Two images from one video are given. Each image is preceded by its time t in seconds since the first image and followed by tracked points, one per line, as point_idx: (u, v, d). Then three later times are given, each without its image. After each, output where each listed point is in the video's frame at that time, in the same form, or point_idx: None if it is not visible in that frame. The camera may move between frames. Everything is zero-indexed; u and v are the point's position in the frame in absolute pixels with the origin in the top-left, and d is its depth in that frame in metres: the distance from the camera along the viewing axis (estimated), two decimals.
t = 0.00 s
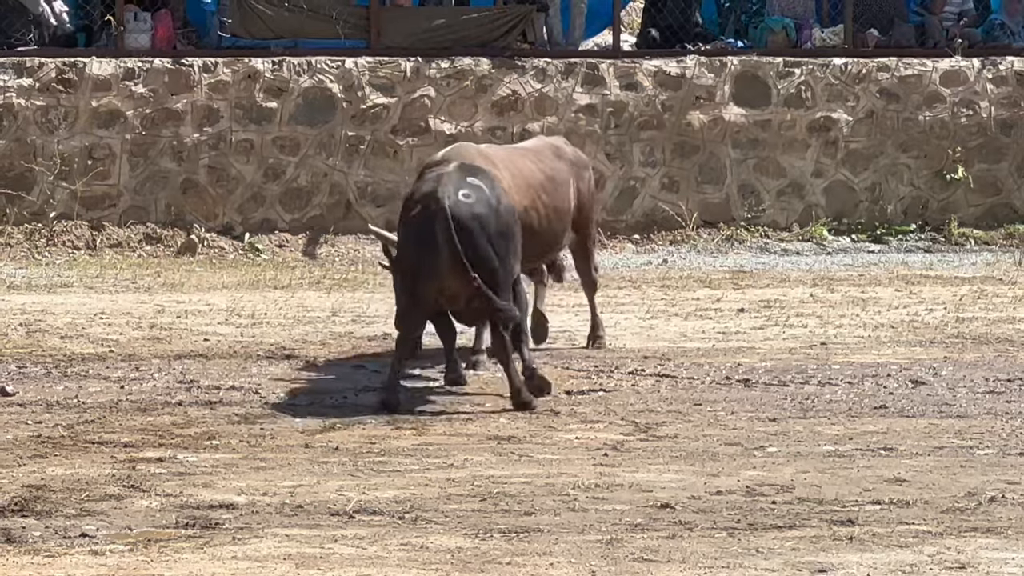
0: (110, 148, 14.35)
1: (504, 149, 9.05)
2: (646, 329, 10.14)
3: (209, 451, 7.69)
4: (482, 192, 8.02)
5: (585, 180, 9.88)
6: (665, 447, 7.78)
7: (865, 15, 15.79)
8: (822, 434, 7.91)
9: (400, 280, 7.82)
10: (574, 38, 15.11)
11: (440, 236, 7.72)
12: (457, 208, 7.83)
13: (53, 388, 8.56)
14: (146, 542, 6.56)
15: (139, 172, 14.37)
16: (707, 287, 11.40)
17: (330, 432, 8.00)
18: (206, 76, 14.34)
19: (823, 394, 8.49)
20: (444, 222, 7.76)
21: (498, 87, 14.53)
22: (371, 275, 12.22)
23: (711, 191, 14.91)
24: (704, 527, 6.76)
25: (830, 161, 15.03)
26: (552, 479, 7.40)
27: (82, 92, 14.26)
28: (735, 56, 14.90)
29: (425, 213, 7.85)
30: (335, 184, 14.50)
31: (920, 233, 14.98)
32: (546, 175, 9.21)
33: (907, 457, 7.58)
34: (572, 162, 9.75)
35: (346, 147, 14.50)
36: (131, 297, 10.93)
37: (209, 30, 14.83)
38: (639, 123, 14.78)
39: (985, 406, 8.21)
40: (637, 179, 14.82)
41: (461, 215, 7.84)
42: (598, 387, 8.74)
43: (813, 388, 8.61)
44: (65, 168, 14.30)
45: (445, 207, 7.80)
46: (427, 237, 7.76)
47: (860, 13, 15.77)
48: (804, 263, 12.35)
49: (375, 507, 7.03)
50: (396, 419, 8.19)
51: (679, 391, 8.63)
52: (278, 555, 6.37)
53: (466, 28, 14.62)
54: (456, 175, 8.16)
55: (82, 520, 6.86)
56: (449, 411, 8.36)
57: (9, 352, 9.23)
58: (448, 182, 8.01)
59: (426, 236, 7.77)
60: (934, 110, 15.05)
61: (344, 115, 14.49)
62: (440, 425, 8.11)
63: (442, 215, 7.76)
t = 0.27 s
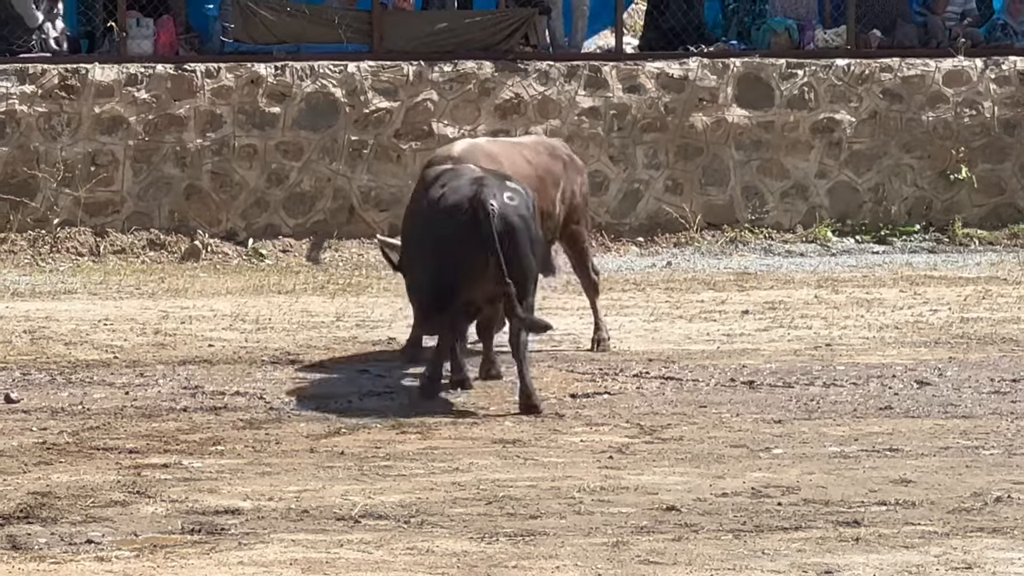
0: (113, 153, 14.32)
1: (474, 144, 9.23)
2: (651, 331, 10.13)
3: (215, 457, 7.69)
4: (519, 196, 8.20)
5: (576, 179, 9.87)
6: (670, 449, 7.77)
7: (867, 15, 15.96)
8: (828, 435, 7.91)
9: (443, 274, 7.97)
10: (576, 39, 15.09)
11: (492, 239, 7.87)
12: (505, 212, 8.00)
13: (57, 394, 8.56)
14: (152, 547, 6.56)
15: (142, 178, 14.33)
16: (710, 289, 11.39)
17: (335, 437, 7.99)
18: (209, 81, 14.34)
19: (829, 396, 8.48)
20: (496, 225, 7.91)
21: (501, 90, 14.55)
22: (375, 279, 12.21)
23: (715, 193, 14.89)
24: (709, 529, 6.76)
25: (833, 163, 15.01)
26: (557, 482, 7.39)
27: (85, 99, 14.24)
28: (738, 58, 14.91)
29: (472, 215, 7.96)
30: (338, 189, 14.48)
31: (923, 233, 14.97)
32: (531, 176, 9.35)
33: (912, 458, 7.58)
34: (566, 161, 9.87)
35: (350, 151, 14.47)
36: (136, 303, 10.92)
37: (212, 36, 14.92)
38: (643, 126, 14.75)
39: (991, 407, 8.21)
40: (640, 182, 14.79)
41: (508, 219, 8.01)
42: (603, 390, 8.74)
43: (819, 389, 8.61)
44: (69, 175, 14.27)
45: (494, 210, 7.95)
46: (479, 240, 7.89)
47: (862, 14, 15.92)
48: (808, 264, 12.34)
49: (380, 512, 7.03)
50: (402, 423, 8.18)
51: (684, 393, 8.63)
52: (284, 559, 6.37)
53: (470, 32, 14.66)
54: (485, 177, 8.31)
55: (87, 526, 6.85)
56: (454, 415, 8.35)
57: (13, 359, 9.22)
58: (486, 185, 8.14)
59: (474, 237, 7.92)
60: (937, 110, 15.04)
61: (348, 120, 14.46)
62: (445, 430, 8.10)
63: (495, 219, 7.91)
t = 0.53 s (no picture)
0: (115, 161, 14.29)
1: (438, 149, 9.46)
2: (655, 333, 10.12)
3: (220, 463, 7.68)
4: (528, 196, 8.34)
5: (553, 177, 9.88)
6: (675, 452, 7.77)
7: (869, 16, 15.85)
8: (833, 437, 7.91)
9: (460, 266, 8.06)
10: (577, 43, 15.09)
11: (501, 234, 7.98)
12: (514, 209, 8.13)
13: (62, 402, 8.55)
14: (157, 556, 6.55)
15: (144, 185, 14.31)
16: (714, 292, 11.39)
17: (340, 443, 7.99)
18: (210, 88, 14.31)
19: (833, 397, 8.48)
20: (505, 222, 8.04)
21: (502, 95, 14.53)
22: (378, 285, 12.21)
23: (717, 196, 14.88)
24: (715, 532, 6.75)
25: (835, 164, 15.00)
26: (563, 486, 7.38)
27: (86, 107, 14.22)
28: (740, 61, 14.87)
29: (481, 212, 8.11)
30: (340, 195, 14.45)
31: (926, 235, 14.97)
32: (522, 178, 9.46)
33: (917, 459, 7.58)
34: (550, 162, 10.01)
35: (351, 157, 14.44)
36: (139, 310, 10.92)
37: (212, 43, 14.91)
38: (644, 129, 14.74)
39: (995, 407, 8.21)
40: (642, 186, 14.80)
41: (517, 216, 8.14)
42: (607, 393, 8.73)
43: (823, 391, 8.61)
44: (71, 182, 14.24)
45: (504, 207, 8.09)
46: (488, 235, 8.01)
47: (864, 15, 15.82)
48: (811, 266, 12.35)
49: (386, 518, 7.02)
50: (407, 429, 8.18)
51: (689, 396, 8.62)
52: (290, 566, 6.36)
53: (472, 37, 14.63)
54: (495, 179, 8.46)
55: (93, 534, 6.85)
56: (460, 419, 8.35)
57: (17, 367, 9.22)
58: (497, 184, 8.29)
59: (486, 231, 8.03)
60: (939, 111, 15.04)
61: (349, 125, 14.43)
62: (450, 434, 8.10)
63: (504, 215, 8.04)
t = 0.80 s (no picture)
0: (119, 169, 14.16)
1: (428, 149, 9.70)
2: (660, 335, 10.13)
3: (227, 470, 7.69)
4: (532, 186, 8.53)
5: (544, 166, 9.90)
6: (681, 455, 7.78)
7: (871, 19, 15.63)
8: (838, 439, 7.91)
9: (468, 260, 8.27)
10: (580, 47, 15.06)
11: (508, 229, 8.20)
12: (522, 203, 8.33)
13: (68, 410, 8.56)
14: (164, 563, 6.55)
15: (149, 193, 14.17)
16: (717, 294, 11.40)
17: (347, 448, 8.00)
18: (214, 95, 14.22)
19: (839, 399, 8.49)
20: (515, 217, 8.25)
21: (506, 100, 14.49)
22: (382, 291, 12.21)
23: (721, 199, 14.87)
24: (721, 535, 6.76)
25: (839, 166, 15.00)
26: (569, 490, 7.39)
27: (90, 114, 14.09)
28: (741, 64, 14.91)
29: (489, 208, 8.28)
30: (344, 202, 14.38)
31: (931, 236, 14.97)
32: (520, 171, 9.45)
33: (923, 460, 7.58)
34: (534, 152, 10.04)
35: (356, 163, 14.37)
36: (144, 318, 10.93)
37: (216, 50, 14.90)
38: (647, 133, 14.74)
39: (1001, 408, 8.21)
40: (645, 190, 14.78)
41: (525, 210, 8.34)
42: (613, 397, 8.74)
43: (828, 393, 8.62)
44: (75, 190, 14.12)
45: (513, 203, 8.27)
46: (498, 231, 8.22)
47: (866, 17, 15.60)
48: (815, 268, 12.36)
49: (393, 523, 7.02)
50: (413, 434, 8.18)
51: (694, 399, 8.64)
52: (296, 572, 6.37)
53: (475, 42, 14.64)
54: (497, 171, 8.63)
55: (100, 542, 6.85)
56: (466, 424, 8.36)
57: (23, 376, 9.22)
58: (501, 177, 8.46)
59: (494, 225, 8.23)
60: (942, 112, 15.05)
61: (353, 131, 14.37)
62: (456, 439, 8.11)
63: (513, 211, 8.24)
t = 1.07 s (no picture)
0: (125, 177, 13.92)
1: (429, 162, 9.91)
2: (667, 340, 10.12)
3: (235, 479, 7.67)
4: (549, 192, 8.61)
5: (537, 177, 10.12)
6: (690, 461, 7.76)
7: (876, 22, 15.56)
8: (847, 443, 7.91)
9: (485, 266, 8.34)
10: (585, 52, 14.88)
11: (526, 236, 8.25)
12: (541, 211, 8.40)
13: (75, 420, 8.54)
14: (173, 572, 6.52)
15: (154, 202, 13.96)
16: (724, 299, 11.39)
17: (355, 456, 7.99)
18: (219, 102, 13.98)
19: (847, 404, 8.48)
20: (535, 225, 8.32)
21: (512, 105, 14.36)
22: (389, 297, 12.20)
23: (728, 203, 14.82)
24: (730, 539, 6.75)
25: (846, 170, 14.98)
26: (578, 496, 7.38)
27: (95, 122, 13.81)
28: (747, 68, 14.83)
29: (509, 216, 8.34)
30: (351, 210, 14.24)
31: (937, 239, 15.04)
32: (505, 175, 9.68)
33: (932, 464, 7.57)
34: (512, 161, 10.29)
35: (362, 169, 14.22)
36: (151, 327, 10.90)
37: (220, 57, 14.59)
38: (654, 137, 14.64)
39: (1009, 411, 8.21)
40: (652, 194, 14.70)
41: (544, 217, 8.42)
42: (621, 402, 8.75)
43: (837, 397, 8.61)
44: (81, 200, 13.86)
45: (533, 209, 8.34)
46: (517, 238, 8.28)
47: (871, 20, 15.54)
48: (822, 272, 12.35)
49: (401, 530, 7.00)
50: (422, 442, 8.16)
51: (702, 404, 8.63)
52: None
53: (480, 48, 14.48)
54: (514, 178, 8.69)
55: (109, 552, 6.81)
56: (473, 431, 8.35)
57: (30, 386, 9.20)
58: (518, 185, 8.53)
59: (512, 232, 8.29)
60: (948, 114, 15.05)
61: (359, 138, 14.20)
62: (464, 447, 8.09)
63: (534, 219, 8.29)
